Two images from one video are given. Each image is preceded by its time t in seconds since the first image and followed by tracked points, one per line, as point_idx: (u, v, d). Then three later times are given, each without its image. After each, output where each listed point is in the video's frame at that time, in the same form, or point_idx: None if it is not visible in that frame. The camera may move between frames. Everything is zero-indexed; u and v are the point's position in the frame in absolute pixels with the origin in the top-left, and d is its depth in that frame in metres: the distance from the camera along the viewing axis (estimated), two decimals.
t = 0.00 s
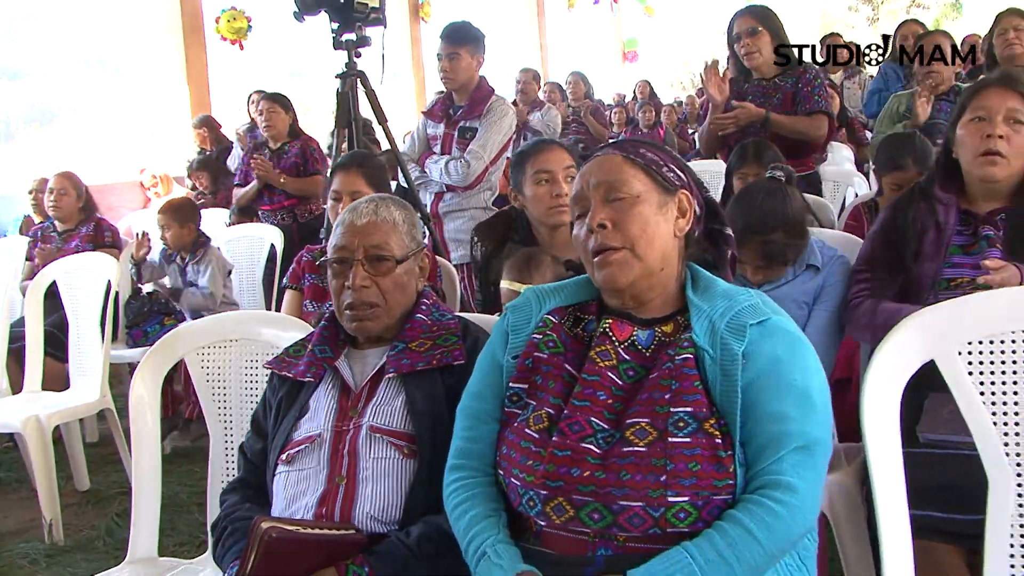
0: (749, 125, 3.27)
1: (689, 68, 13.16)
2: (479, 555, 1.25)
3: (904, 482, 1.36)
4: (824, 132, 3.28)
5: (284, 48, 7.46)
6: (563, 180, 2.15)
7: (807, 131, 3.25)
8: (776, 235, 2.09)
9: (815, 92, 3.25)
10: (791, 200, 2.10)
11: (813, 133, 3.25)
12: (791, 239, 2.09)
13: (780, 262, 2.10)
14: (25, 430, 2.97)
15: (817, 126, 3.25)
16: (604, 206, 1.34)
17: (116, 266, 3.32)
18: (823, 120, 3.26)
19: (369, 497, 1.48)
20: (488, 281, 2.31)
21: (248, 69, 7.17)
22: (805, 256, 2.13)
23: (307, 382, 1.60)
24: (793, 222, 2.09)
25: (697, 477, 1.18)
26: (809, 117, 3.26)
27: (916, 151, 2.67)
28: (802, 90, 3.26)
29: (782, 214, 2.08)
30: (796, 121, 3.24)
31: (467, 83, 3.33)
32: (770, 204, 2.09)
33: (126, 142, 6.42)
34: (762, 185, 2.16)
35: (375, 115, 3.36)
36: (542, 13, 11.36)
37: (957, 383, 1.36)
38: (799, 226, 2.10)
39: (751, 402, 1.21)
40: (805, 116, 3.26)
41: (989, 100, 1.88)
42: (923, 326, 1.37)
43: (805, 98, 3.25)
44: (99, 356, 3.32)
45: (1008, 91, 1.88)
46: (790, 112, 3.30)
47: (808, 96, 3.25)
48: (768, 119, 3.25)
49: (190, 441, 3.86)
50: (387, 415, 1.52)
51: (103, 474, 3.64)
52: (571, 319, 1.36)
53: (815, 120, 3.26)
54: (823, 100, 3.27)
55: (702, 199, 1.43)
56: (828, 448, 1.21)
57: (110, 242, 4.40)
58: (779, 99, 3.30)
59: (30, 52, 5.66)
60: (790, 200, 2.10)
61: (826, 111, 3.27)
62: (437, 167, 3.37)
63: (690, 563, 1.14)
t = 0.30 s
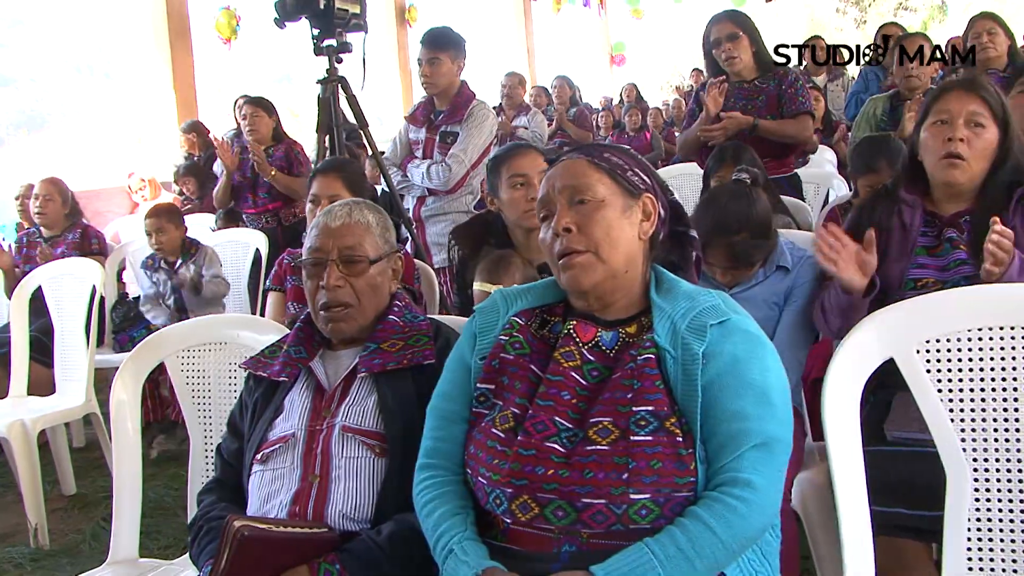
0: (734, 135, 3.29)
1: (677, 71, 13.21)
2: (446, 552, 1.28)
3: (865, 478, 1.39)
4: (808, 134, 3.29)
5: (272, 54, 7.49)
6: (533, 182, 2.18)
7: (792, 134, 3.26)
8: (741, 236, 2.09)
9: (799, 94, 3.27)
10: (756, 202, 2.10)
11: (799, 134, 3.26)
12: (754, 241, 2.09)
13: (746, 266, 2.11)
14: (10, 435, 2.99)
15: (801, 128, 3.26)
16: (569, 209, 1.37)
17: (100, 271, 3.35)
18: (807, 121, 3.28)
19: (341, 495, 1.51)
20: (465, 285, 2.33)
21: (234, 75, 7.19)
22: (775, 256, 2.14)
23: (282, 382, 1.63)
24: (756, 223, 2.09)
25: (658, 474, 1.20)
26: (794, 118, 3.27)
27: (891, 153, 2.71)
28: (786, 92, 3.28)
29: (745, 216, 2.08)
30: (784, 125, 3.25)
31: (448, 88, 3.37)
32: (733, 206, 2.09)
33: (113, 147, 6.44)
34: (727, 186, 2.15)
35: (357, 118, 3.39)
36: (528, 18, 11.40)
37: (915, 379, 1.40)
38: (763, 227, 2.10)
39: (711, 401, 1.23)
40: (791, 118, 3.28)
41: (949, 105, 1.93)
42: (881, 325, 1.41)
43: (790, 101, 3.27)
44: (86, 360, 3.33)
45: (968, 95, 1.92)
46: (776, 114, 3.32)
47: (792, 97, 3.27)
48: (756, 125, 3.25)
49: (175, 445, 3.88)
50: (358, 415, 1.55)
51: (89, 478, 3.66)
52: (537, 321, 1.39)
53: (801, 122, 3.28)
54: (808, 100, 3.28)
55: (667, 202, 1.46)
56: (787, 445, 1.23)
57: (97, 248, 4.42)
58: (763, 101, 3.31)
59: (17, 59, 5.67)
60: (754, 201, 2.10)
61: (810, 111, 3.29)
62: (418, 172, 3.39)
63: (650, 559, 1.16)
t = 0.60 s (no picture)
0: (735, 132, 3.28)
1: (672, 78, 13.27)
2: (423, 550, 1.31)
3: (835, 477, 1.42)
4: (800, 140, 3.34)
5: (267, 62, 7.53)
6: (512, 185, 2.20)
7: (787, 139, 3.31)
8: (716, 241, 2.11)
9: (789, 100, 3.33)
10: (731, 208, 2.12)
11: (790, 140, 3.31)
12: (730, 246, 2.12)
13: (722, 270, 2.14)
14: (2, 440, 3.01)
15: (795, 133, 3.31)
16: (543, 215, 1.40)
17: (93, 278, 3.37)
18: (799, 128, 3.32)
19: (323, 496, 1.54)
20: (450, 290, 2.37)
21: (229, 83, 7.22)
22: (754, 261, 2.19)
23: (266, 386, 1.66)
24: (731, 228, 2.11)
25: (629, 473, 1.22)
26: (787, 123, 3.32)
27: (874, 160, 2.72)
28: (776, 100, 3.32)
29: (721, 221, 2.11)
30: (776, 127, 3.28)
31: (437, 96, 3.40)
32: (709, 211, 2.11)
33: (108, 155, 6.47)
34: (701, 192, 2.17)
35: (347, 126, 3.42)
36: (522, 25, 11.46)
37: (884, 381, 1.43)
38: (738, 232, 2.13)
39: (680, 402, 1.26)
40: (783, 123, 3.33)
41: (922, 111, 1.97)
42: (849, 328, 1.44)
43: (780, 107, 3.32)
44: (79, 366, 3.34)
45: (942, 102, 1.96)
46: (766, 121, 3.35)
47: (782, 105, 3.32)
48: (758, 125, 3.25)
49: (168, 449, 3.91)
50: (341, 417, 1.57)
51: (82, 484, 3.68)
52: (513, 324, 1.42)
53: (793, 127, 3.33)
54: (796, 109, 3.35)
55: (641, 206, 1.49)
56: (756, 444, 1.26)
57: (90, 254, 4.44)
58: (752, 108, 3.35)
59: (13, 68, 5.70)
60: (729, 207, 2.12)
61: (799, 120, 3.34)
62: (407, 179, 3.43)
63: (621, 556, 1.19)
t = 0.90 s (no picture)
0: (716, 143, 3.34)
1: (675, 82, 13.33)
2: (413, 545, 1.35)
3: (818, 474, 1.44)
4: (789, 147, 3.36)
5: (271, 68, 7.57)
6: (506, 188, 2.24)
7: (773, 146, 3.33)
8: (703, 249, 2.15)
9: (780, 106, 3.34)
10: (717, 215, 2.16)
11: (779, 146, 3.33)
12: (717, 253, 2.15)
13: (710, 277, 2.17)
14: (7, 443, 3.05)
15: (783, 140, 3.33)
16: (533, 218, 1.43)
17: (96, 282, 3.41)
18: (788, 134, 3.34)
19: (317, 493, 1.57)
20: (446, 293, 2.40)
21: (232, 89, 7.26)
22: (742, 266, 2.21)
23: (264, 384, 1.70)
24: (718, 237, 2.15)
25: (614, 470, 1.25)
26: (775, 131, 3.34)
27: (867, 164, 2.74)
28: (768, 104, 3.35)
29: (706, 228, 2.15)
30: (763, 137, 3.32)
31: (437, 101, 3.44)
32: (695, 218, 2.16)
33: (112, 161, 6.52)
34: (691, 199, 2.21)
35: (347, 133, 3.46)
36: (525, 30, 11.51)
37: (866, 381, 1.46)
38: (725, 239, 2.16)
39: (664, 400, 1.29)
40: (771, 130, 3.35)
41: (913, 114, 1.99)
42: (832, 328, 1.47)
43: (770, 113, 3.35)
44: (82, 369, 3.38)
45: (932, 105, 1.99)
46: (756, 126, 3.39)
47: (773, 110, 3.34)
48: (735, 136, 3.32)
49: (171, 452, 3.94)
50: (335, 416, 1.61)
51: (86, 486, 3.72)
52: (503, 325, 1.45)
53: (780, 134, 3.34)
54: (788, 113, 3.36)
55: (629, 210, 1.52)
56: (739, 441, 1.29)
57: (93, 259, 4.48)
58: (745, 113, 3.39)
59: (20, 74, 5.74)
60: (716, 214, 2.16)
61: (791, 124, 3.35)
62: (407, 184, 3.46)
63: (605, 549, 1.21)
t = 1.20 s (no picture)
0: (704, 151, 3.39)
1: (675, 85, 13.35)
2: (406, 547, 1.36)
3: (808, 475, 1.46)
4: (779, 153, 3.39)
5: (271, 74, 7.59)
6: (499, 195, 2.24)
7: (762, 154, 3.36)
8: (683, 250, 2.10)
9: (771, 112, 3.36)
10: (694, 214, 2.11)
11: (769, 154, 3.36)
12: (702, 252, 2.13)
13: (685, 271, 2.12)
14: (6, 448, 3.06)
15: (772, 148, 3.36)
16: (524, 223, 1.45)
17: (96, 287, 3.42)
18: (777, 141, 3.36)
19: (313, 497, 1.59)
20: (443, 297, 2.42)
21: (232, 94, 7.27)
22: (726, 271, 2.19)
23: (259, 392, 1.72)
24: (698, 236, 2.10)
25: (604, 472, 1.27)
26: (765, 137, 3.36)
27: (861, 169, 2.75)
28: (758, 110, 3.37)
29: (683, 224, 2.09)
30: (751, 145, 3.35)
31: (435, 106, 3.45)
32: (671, 216, 2.11)
33: (112, 166, 6.53)
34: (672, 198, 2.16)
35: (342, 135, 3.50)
36: (524, 34, 11.53)
37: (855, 383, 1.47)
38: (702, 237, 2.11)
39: (654, 403, 1.30)
40: (760, 138, 3.37)
41: (905, 118, 2.01)
42: (821, 331, 1.48)
43: (761, 119, 3.37)
44: (82, 374, 3.39)
45: (923, 109, 2.00)
46: (748, 132, 3.42)
47: (763, 116, 3.37)
48: (724, 145, 3.36)
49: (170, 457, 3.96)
50: (330, 420, 1.63)
51: (86, 491, 3.73)
52: (496, 329, 1.47)
53: (770, 141, 3.36)
54: (779, 120, 3.38)
55: (620, 214, 1.54)
56: (728, 443, 1.30)
57: (93, 265, 4.49)
58: (736, 119, 3.42)
59: (18, 80, 5.75)
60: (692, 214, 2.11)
61: (781, 131, 3.37)
62: (405, 189, 3.47)
63: (595, 550, 1.23)
